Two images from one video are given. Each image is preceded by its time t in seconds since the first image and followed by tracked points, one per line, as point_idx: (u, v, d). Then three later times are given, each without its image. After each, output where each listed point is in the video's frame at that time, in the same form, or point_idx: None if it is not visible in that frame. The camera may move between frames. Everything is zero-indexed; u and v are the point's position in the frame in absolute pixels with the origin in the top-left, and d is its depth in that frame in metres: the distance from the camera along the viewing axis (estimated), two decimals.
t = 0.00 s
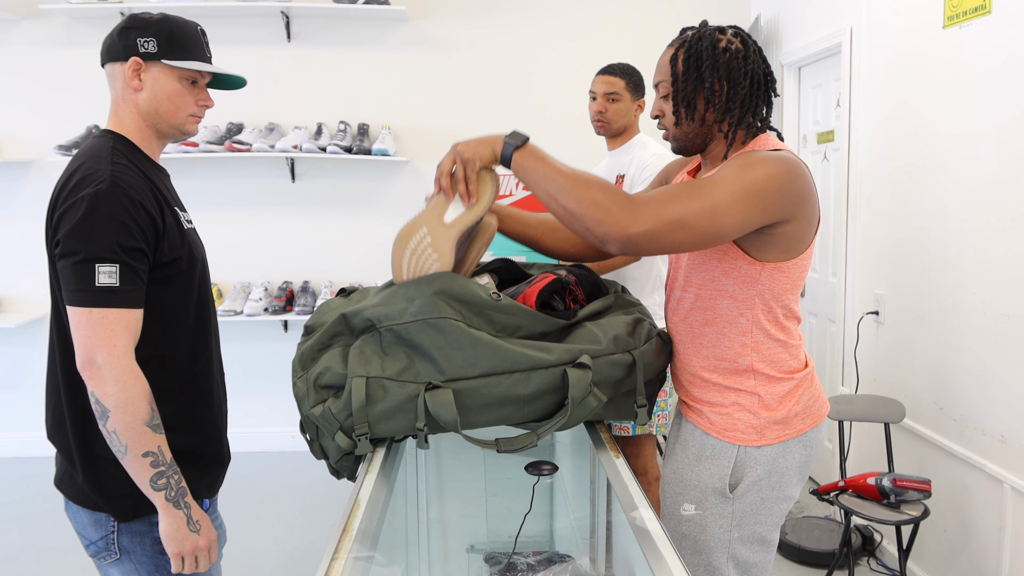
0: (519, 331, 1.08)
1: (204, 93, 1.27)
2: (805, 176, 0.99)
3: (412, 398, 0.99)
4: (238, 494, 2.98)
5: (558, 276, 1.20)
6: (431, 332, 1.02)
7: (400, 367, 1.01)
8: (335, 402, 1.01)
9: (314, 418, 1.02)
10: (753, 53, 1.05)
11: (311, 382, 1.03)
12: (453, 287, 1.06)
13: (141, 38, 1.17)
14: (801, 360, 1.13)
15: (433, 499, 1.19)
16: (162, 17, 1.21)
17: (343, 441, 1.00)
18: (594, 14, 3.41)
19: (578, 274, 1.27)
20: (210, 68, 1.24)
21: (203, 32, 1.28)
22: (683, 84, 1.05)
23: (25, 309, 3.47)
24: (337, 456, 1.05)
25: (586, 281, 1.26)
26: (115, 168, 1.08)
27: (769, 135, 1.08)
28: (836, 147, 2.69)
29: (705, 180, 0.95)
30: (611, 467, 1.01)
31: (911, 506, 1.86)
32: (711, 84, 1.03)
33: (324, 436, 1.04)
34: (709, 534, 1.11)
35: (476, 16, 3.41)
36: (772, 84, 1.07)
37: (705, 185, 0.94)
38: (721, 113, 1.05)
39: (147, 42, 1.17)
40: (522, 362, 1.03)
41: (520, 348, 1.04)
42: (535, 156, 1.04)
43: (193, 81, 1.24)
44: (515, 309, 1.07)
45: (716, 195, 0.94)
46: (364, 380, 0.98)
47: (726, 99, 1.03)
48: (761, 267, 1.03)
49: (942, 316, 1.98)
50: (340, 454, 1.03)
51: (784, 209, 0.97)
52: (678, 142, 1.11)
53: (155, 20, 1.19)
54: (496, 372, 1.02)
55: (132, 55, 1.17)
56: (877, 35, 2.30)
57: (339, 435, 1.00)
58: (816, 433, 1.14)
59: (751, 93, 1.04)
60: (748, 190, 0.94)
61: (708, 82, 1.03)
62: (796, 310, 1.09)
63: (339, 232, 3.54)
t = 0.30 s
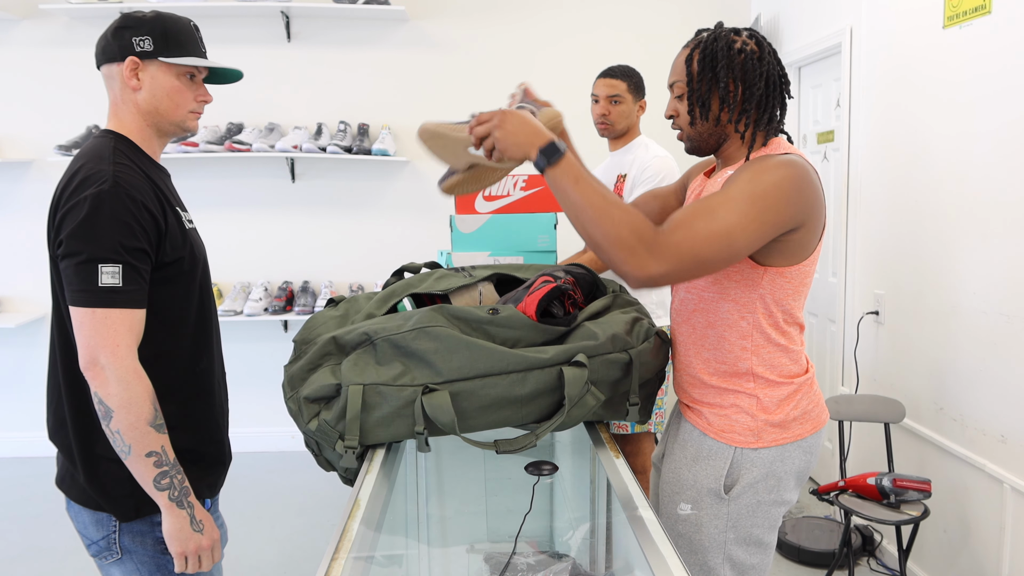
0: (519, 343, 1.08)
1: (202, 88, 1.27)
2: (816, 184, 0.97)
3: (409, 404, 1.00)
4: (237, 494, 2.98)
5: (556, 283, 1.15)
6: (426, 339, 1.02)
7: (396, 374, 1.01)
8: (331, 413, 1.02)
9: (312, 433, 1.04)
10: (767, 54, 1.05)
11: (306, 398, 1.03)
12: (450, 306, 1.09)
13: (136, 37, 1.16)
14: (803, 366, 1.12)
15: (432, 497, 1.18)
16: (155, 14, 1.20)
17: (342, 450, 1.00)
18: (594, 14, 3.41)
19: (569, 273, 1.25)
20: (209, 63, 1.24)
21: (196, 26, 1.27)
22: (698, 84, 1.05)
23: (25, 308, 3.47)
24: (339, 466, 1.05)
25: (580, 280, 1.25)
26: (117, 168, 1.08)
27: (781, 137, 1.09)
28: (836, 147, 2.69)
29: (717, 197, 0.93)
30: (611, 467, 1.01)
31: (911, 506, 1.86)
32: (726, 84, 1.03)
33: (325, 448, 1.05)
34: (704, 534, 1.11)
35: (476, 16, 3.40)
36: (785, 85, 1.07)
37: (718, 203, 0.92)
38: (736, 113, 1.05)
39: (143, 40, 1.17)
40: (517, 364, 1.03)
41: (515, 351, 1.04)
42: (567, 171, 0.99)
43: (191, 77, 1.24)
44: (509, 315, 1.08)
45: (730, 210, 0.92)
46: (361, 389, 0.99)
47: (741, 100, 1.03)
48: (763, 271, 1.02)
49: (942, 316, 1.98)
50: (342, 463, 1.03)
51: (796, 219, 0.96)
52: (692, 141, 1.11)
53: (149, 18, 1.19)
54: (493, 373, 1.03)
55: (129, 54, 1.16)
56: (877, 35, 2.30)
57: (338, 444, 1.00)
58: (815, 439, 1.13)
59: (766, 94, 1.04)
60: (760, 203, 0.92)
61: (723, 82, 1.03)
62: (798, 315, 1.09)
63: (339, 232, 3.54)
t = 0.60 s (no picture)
0: (520, 342, 1.08)
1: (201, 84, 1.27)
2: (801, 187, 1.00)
3: (410, 405, 1.00)
4: (237, 495, 2.98)
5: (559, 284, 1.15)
6: (426, 340, 1.02)
7: (396, 374, 1.01)
8: (331, 413, 1.02)
9: (312, 433, 1.04)
10: (776, 66, 1.06)
11: (305, 397, 1.03)
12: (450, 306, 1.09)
13: (133, 36, 1.16)
14: (794, 359, 1.12)
15: (432, 497, 1.18)
16: (150, 13, 1.20)
17: (344, 450, 1.00)
18: (594, 14, 3.41)
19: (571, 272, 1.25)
20: (206, 59, 1.25)
21: (191, 23, 1.28)
22: (702, 83, 1.07)
23: (25, 308, 3.47)
24: (341, 466, 1.06)
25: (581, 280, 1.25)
26: (117, 168, 1.08)
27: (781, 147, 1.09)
28: (836, 147, 2.68)
29: (718, 237, 0.95)
30: (611, 467, 1.01)
31: (911, 507, 1.86)
32: (727, 87, 1.05)
33: (325, 448, 1.05)
34: (696, 522, 1.13)
35: (476, 16, 3.41)
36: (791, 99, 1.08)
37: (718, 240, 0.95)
38: (734, 116, 1.07)
39: (140, 39, 1.16)
40: (517, 364, 1.03)
41: (515, 351, 1.04)
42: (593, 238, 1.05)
43: (189, 74, 1.24)
44: (510, 316, 1.08)
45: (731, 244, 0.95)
46: (361, 389, 0.99)
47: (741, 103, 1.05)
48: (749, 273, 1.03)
49: (942, 316, 1.98)
50: (342, 463, 1.04)
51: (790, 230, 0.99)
52: (689, 138, 1.14)
53: (144, 17, 1.19)
54: (492, 373, 1.03)
55: (126, 54, 1.16)
56: (877, 35, 2.30)
57: (338, 443, 1.00)
58: (805, 430, 1.14)
59: (768, 103, 1.05)
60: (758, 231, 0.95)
61: (725, 84, 1.04)
62: (791, 316, 1.08)
63: (339, 232, 3.54)
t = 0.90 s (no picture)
0: (520, 342, 1.08)
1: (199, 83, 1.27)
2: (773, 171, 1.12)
3: (410, 405, 1.00)
4: (237, 495, 2.98)
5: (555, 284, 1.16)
6: (426, 340, 1.02)
7: (396, 374, 1.01)
8: (330, 413, 1.02)
9: (312, 433, 1.03)
10: (749, 81, 1.19)
11: (304, 398, 1.03)
12: (450, 306, 1.09)
13: (134, 35, 1.16)
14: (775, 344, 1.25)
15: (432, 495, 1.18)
16: (150, 13, 1.20)
17: (343, 451, 1.00)
18: (594, 14, 3.41)
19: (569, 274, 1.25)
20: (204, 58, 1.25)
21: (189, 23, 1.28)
22: (685, 101, 1.22)
23: (25, 308, 3.47)
24: (341, 466, 1.05)
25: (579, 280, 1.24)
26: (118, 168, 1.08)
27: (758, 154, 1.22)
28: (836, 147, 2.68)
29: (711, 227, 1.07)
30: (611, 467, 1.01)
31: (911, 507, 1.86)
32: (706, 102, 1.19)
33: (325, 448, 1.05)
34: (688, 493, 1.22)
35: (477, 16, 3.41)
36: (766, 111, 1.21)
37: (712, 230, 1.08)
38: (714, 128, 1.20)
39: (141, 38, 1.16)
40: (517, 365, 1.03)
41: (515, 351, 1.04)
42: (612, 241, 1.18)
43: (189, 74, 1.24)
44: (510, 316, 1.08)
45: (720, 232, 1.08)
46: (361, 389, 0.99)
47: (718, 116, 1.19)
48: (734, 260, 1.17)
49: (942, 314, 1.98)
50: (342, 463, 1.03)
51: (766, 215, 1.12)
52: (678, 150, 1.28)
53: (145, 17, 1.19)
54: (492, 374, 1.03)
55: (128, 53, 1.16)
56: (877, 35, 2.30)
57: (338, 443, 1.00)
58: (786, 410, 1.25)
59: (743, 115, 1.19)
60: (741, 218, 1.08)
61: (703, 100, 1.19)
62: (770, 300, 1.21)
63: (339, 232, 3.54)
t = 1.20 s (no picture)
0: (520, 343, 1.09)
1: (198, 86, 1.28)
2: (749, 153, 1.27)
3: (410, 406, 1.00)
4: (237, 495, 2.98)
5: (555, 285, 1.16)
6: (425, 341, 1.02)
7: (396, 375, 1.01)
8: (330, 414, 1.02)
9: (312, 434, 1.03)
10: (724, 86, 1.32)
11: (303, 398, 1.03)
12: (449, 307, 1.09)
13: (143, 35, 1.17)
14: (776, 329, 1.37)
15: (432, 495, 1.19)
16: (157, 14, 1.21)
17: (344, 452, 1.00)
18: (594, 14, 3.41)
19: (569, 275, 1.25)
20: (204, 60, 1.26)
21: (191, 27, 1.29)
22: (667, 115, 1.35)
23: (24, 308, 3.47)
24: (341, 467, 1.05)
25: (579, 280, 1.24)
26: (120, 168, 1.08)
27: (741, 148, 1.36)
28: (836, 147, 2.68)
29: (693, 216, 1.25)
30: (611, 467, 1.01)
31: (911, 507, 1.86)
32: (688, 113, 1.32)
33: (325, 449, 1.05)
34: (697, 470, 1.32)
35: (477, 16, 3.41)
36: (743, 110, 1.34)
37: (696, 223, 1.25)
38: (698, 135, 1.34)
39: (150, 38, 1.17)
40: (517, 365, 1.03)
41: (515, 351, 1.04)
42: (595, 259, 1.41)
43: (192, 77, 1.25)
44: (510, 317, 1.08)
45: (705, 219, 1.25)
46: (360, 389, 0.99)
47: (701, 124, 1.32)
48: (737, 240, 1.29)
49: (941, 314, 1.99)
50: (342, 463, 1.03)
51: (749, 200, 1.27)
52: (671, 159, 1.42)
53: (153, 18, 1.19)
54: (491, 373, 1.03)
55: (136, 52, 1.16)
56: (877, 34, 2.30)
57: (338, 444, 1.00)
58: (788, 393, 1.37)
59: (723, 119, 1.33)
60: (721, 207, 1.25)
61: (685, 112, 1.32)
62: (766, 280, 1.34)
63: (339, 232, 3.54)
